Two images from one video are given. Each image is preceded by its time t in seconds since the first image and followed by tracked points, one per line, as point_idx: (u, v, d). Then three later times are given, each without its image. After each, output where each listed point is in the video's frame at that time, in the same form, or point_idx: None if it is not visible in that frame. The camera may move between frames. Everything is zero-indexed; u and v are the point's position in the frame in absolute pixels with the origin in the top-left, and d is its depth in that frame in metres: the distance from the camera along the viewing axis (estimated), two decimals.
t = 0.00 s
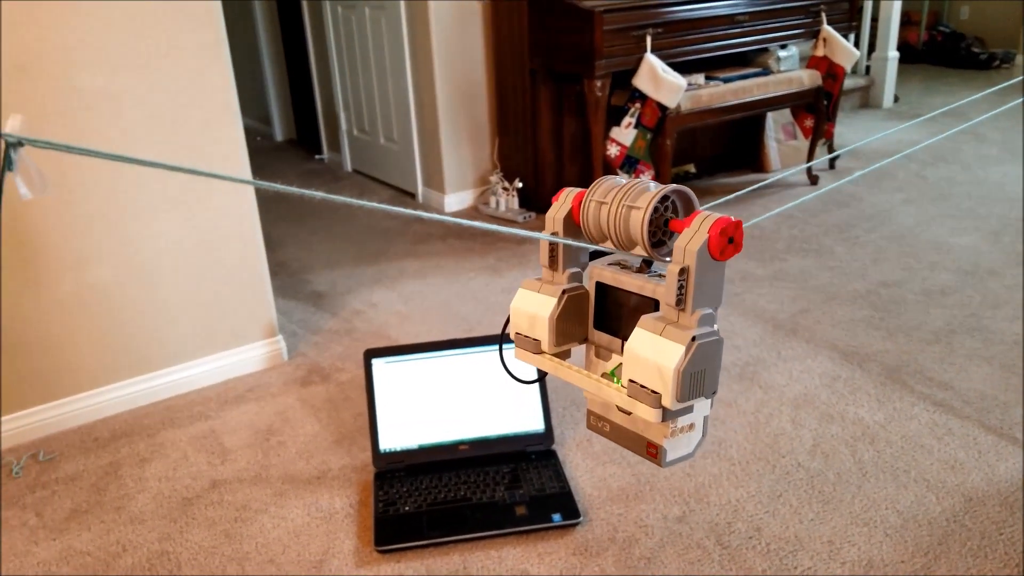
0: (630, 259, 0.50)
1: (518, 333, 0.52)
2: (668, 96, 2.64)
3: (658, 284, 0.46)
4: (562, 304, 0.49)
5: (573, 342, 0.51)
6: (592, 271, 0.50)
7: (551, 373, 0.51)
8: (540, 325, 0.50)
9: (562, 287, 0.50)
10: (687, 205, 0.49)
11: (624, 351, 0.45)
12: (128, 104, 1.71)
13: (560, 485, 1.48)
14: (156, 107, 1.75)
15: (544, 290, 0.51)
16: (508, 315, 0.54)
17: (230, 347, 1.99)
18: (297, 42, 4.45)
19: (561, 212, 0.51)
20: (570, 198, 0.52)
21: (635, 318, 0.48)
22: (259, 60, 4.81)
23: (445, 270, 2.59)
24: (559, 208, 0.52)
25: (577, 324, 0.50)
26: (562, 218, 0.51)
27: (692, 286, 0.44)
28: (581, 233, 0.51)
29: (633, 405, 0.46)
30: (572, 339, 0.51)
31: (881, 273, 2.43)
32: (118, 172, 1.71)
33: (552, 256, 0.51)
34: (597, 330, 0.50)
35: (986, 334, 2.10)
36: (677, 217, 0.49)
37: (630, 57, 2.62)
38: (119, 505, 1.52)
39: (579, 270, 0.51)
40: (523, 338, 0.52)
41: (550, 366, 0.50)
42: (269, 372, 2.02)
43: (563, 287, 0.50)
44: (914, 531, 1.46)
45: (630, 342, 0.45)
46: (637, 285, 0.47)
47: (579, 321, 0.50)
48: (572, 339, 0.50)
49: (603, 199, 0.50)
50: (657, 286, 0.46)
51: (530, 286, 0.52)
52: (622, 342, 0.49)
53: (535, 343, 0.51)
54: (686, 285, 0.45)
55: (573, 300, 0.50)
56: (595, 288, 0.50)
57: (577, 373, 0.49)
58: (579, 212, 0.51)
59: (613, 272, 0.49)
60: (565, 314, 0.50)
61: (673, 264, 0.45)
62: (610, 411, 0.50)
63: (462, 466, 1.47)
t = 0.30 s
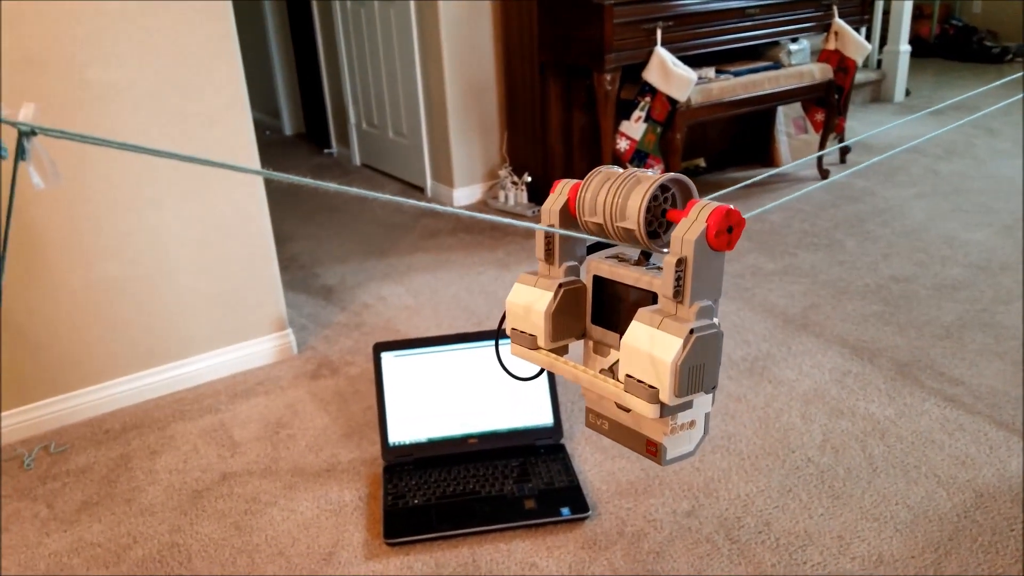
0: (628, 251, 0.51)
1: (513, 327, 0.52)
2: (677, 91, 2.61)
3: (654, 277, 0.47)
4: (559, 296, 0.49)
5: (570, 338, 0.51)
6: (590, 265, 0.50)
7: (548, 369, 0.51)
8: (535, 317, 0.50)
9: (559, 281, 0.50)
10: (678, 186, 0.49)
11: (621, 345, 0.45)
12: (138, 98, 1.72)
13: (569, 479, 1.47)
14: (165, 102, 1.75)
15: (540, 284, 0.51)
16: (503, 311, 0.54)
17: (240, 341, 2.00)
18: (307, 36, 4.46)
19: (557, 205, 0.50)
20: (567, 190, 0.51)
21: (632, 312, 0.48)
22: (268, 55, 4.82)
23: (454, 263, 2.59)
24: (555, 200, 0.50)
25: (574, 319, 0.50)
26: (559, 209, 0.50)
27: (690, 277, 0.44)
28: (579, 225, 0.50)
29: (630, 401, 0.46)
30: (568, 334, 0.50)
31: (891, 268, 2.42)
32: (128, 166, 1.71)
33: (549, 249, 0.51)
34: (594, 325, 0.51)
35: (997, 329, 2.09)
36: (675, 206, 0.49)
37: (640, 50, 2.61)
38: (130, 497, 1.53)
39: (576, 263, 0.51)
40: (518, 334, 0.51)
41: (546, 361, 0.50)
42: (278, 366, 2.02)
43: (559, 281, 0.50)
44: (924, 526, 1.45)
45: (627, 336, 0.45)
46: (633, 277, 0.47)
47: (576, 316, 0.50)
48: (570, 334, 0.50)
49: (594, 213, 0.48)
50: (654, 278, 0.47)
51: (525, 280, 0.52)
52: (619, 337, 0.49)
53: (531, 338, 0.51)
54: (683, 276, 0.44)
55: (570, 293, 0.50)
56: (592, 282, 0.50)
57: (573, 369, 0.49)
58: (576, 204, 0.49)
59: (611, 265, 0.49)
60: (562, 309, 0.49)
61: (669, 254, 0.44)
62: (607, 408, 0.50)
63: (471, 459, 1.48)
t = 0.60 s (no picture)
0: (624, 246, 0.51)
1: (508, 321, 0.54)
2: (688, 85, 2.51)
3: (649, 271, 0.47)
4: (552, 289, 0.50)
5: (565, 332, 0.52)
6: (585, 258, 0.51)
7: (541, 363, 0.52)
8: (528, 311, 0.51)
9: (554, 273, 0.52)
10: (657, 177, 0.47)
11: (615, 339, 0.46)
12: (149, 92, 1.72)
13: (578, 473, 1.47)
14: (176, 95, 1.75)
15: (534, 276, 0.52)
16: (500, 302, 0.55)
17: (250, 333, 2.00)
18: (316, 30, 4.46)
19: (554, 195, 0.50)
20: (563, 180, 0.51)
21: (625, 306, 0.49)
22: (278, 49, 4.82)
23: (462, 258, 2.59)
24: (551, 190, 0.51)
25: (569, 313, 0.52)
26: (554, 201, 0.50)
27: (683, 270, 0.44)
28: (573, 216, 0.51)
29: (623, 397, 0.46)
30: (562, 328, 0.52)
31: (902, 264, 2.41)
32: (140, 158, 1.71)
33: (545, 242, 0.52)
34: (589, 319, 0.52)
35: (1008, 327, 2.08)
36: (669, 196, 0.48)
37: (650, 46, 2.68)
38: (139, 489, 1.53)
39: (571, 257, 0.52)
40: (513, 327, 0.53)
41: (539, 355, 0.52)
42: (288, 358, 2.03)
43: (554, 274, 0.51)
44: (934, 524, 1.44)
45: (619, 330, 0.46)
46: (627, 271, 0.48)
47: (570, 311, 0.52)
48: (563, 328, 0.51)
49: (593, 217, 0.49)
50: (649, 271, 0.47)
51: (521, 272, 0.54)
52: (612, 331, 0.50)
53: (525, 331, 0.52)
54: (677, 270, 0.44)
55: (563, 286, 0.51)
56: (587, 275, 0.51)
57: (565, 363, 0.50)
58: (570, 194, 0.50)
59: (606, 258, 0.50)
60: (556, 302, 0.51)
61: (664, 247, 0.45)
62: (601, 405, 0.50)
63: (479, 453, 1.48)
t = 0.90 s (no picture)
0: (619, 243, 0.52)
1: (502, 317, 0.53)
2: (696, 82, 2.60)
3: (645, 268, 0.47)
4: (546, 286, 0.51)
5: (560, 329, 0.52)
6: (581, 255, 0.51)
7: (534, 360, 0.52)
8: (524, 308, 0.51)
9: (549, 270, 0.52)
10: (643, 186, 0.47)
11: (612, 337, 0.45)
12: (157, 89, 1.72)
13: (584, 470, 1.47)
14: (184, 93, 1.76)
15: (529, 272, 0.53)
16: (493, 300, 0.55)
17: (257, 330, 2.01)
18: (323, 28, 4.46)
19: (548, 190, 0.52)
20: (558, 175, 0.52)
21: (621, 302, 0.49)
22: (285, 47, 4.83)
23: (469, 255, 2.59)
24: (546, 185, 0.52)
25: (564, 309, 0.51)
26: (549, 196, 0.51)
27: (680, 267, 0.45)
28: (567, 211, 0.52)
29: (618, 396, 0.46)
30: (558, 325, 0.52)
31: (910, 262, 2.40)
32: (148, 155, 1.71)
33: (539, 239, 0.53)
34: (583, 316, 0.52)
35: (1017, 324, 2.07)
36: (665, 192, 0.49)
37: (657, 42, 2.62)
38: (148, 485, 1.54)
39: (566, 253, 0.53)
40: (506, 324, 0.53)
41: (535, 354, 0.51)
42: (296, 355, 2.03)
43: (549, 270, 0.52)
44: (942, 521, 1.44)
45: (614, 328, 0.46)
46: (625, 267, 0.48)
47: (565, 308, 0.52)
48: (557, 324, 0.51)
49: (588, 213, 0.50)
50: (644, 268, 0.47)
51: (515, 268, 0.54)
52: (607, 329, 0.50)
53: (519, 328, 0.52)
54: (672, 267, 0.45)
55: (558, 282, 0.51)
56: (583, 271, 0.51)
57: (560, 362, 0.50)
58: (565, 189, 0.51)
59: (602, 255, 0.50)
60: (551, 298, 0.51)
61: (660, 244, 0.45)
62: (596, 403, 0.50)
63: (486, 450, 1.49)
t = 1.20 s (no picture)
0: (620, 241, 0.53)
1: (502, 317, 0.53)
2: (705, 77, 2.59)
3: (645, 266, 0.48)
4: (547, 285, 0.51)
5: (560, 329, 0.52)
6: (581, 254, 0.51)
7: (535, 360, 0.52)
8: (525, 308, 0.51)
9: (550, 269, 0.52)
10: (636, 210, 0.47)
11: (613, 336, 0.46)
12: (167, 87, 1.73)
13: (593, 467, 1.47)
14: (193, 90, 1.76)
15: (529, 272, 0.53)
16: (493, 302, 0.55)
17: (266, 327, 2.01)
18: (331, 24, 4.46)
19: (548, 189, 0.52)
20: (558, 174, 0.53)
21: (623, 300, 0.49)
22: (293, 43, 4.83)
23: (477, 251, 2.59)
24: (546, 184, 0.52)
25: (564, 309, 0.52)
26: (549, 195, 0.52)
27: (680, 263, 0.45)
28: (568, 209, 0.52)
29: (621, 395, 0.46)
30: (560, 324, 0.52)
31: (920, 258, 2.39)
32: (158, 152, 1.72)
33: (540, 237, 0.53)
34: (585, 316, 0.52)
35: None
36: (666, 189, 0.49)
37: (667, 37, 2.56)
38: (159, 479, 1.55)
39: (567, 252, 0.53)
40: (508, 324, 0.53)
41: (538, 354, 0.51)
42: (305, 351, 2.04)
43: (549, 269, 0.52)
44: (952, 518, 1.44)
45: (617, 326, 0.46)
46: (626, 265, 0.48)
47: (566, 307, 0.52)
48: (559, 325, 0.51)
49: (588, 212, 0.51)
50: (644, 266, 0.48)
51: (516, 269, 0.54)
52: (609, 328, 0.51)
53: (519, 328, 0.52)
54: (673, 263, 0.45)
55: (559, 281, 0.51)
56: (584, 270, 0.51)
57: (562, 362, 0.50)
58: (564, 187, 0.51)
59: (602, 254, 0.50)
60: (551, 298, 0.51)
61: (661, 240, 0.45)
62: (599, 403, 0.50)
63: (495, 446, 1.49)
